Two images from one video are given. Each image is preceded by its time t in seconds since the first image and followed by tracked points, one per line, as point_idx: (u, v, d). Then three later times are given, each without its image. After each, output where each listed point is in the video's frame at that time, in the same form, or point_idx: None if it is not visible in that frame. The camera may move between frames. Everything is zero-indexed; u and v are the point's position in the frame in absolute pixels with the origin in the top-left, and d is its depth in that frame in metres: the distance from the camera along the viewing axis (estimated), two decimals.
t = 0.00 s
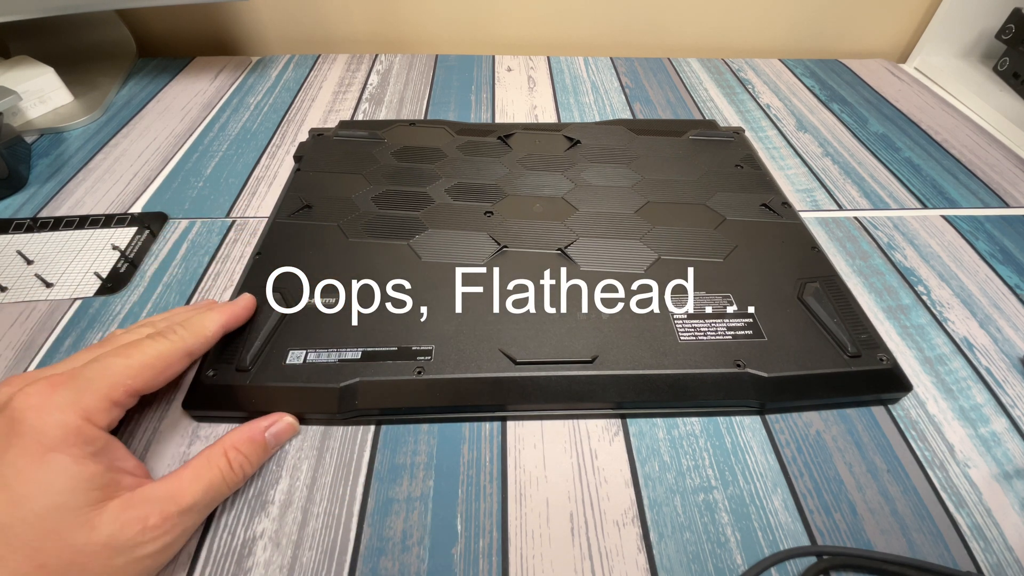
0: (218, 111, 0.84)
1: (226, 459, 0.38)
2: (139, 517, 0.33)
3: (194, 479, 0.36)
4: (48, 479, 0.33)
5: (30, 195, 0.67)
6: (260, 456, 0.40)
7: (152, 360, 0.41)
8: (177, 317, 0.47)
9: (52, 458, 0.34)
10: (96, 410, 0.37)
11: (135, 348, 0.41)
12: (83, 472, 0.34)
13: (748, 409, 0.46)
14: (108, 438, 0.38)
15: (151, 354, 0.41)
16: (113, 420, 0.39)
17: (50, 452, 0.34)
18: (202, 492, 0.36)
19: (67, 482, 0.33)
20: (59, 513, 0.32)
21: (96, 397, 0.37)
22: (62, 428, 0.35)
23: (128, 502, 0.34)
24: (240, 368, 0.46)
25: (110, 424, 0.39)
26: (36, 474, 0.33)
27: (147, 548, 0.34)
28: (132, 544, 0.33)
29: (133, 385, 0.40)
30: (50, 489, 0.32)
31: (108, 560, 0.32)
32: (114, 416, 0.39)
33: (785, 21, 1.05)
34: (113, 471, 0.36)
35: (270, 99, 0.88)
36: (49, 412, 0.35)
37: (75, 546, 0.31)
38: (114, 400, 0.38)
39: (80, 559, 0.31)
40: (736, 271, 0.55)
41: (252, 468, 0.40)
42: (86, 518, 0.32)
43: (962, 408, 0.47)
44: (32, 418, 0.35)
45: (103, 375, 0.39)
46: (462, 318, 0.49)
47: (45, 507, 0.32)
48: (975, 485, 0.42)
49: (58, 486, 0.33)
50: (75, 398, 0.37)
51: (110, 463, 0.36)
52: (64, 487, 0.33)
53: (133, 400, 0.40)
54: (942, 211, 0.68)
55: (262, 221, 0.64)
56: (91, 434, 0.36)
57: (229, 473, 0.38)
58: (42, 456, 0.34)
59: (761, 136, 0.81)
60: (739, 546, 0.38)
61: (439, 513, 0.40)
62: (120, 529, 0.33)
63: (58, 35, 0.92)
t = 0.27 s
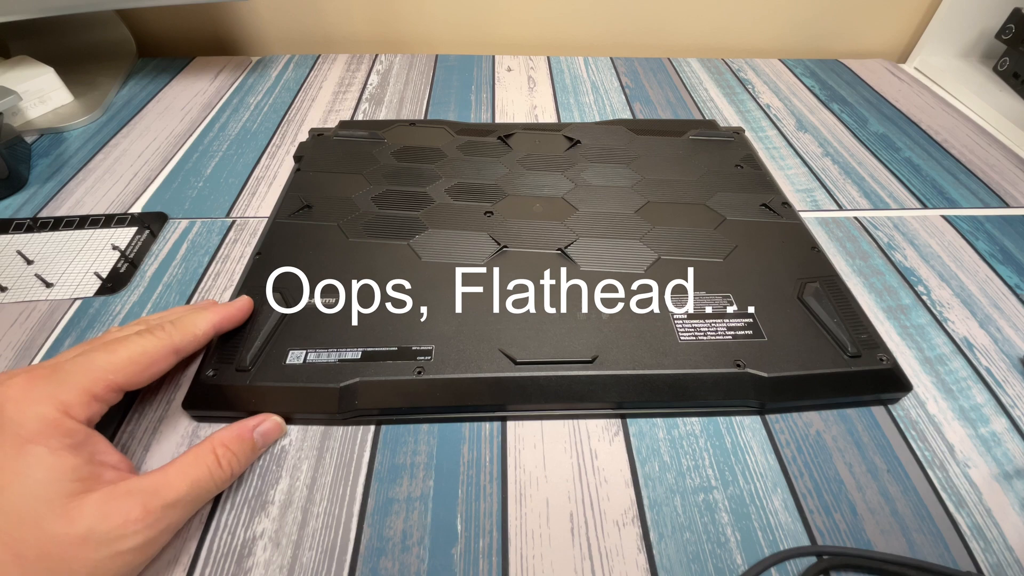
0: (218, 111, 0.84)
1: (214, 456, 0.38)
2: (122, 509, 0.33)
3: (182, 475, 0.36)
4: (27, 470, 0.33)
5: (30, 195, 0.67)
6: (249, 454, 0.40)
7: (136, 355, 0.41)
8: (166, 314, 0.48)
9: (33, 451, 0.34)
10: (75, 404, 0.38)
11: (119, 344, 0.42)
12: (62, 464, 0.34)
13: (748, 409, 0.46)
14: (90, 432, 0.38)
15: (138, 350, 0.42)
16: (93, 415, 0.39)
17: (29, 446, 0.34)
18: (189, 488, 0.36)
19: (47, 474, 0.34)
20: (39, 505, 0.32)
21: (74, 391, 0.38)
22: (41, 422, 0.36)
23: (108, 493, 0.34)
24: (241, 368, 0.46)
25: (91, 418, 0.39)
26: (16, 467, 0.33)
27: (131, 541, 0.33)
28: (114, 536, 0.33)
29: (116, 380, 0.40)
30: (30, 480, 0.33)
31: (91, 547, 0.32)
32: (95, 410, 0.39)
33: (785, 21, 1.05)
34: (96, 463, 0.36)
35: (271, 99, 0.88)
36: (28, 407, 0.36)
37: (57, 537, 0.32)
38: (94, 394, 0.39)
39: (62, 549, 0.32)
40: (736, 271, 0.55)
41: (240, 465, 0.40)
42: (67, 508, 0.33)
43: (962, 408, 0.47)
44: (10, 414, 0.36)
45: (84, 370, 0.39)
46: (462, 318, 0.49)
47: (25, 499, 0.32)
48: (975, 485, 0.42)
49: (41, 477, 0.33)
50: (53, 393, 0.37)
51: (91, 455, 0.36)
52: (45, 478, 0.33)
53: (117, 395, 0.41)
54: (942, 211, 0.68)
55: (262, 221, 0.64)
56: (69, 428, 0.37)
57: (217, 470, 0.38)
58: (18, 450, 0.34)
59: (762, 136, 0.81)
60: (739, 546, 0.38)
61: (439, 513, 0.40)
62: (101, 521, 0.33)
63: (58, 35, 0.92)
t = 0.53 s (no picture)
0: (218, 111, 0.84)
1: (213, 452, 0.38)
2: (117, 501, 0.34)
3: (179, 469, 0.36)
4: (23, 463, 0.34)
5: (30, 195, 0.67)
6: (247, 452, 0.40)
7: (130, 351, 0.42)
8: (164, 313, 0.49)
9: (29, 443, 0.35)
10: (68, 397, 0.38)
11: (114, 339, 0.42)
12: (57, 457, 0.35)
13: (748, 409, 0.46)
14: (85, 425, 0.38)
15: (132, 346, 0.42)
16: (88, 408, 0.40)
17: (25, 439, 0.35)
18: (186, 483, 0.36)
19: (42, 466, 0.34)
20: (35, 497, 0.33)
21: (67, 384, 0.38)
22: (35, 416, 0.36)
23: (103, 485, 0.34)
24: (241, 368, 0.46)
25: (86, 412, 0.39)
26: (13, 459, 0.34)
27: (126, 533, 0.34)
28: (109, 528, 0.33)
29: (110, 374, 0.41)
30: (26, 473, 0.34)
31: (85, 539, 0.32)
32: (89, 404, 0.40)
33: (785, 22, 1.05)
34: (91, 456, 0.36)
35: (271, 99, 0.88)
36: (22, 400, 0.37)
37: (52, 528, 0.32)
38: (87, 388, 0.39)
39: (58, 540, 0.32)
40: (736, 271, 0.55)
41: (237, 462, 0.40)
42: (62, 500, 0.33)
43: (962, 408, 0.47)
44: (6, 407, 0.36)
45: (78, 364, 0.39)
46: (462, 318, 0.49)
47: (21, 491, 0.33)
48: (975, 485, 0.42)
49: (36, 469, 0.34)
50: (47, 386, 0.38)
51: (86, 448, 0.37)
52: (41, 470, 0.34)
53: (111, 389, 0.41)
54: (943, 211, 0.68)
55: (262, 221, 0.63)
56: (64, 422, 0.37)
57: (215, 466, 0.38)
58: (13, 443, 0.35)
59: (762, 136, 0.81)
60: (739, 546, 0.38)
61: (439, 513, 0.40)
62: (95, 513, 0.33)
63: (58, 35, 0.92)
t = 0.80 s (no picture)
0: (218, 111, 0.84)
1: (210, 450, 0.38)
2: (112, 498, 0.34)
3: (175, 466, 0.36)
4: (19, 459, 0.34)
5: (30, 195, 0.67)
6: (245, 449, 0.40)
7: (128, 347, 0.42)
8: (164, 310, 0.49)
9: (24, 439, 0.35)
10: (63, 393, 0.38)
11: (111, 335, 0.42)
12: (53, 453, 0.35)
13: (748, 409, 0.46)
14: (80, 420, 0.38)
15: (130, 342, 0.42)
16: (83, 404, 0.40)
17: (20, 435, 0.35)
18: (182, 480, 0.36)
19: (38, 462, 0.34)
20: (31, 494, 0.33)
21: (61, 380, 0.38)
22: (30, 412, 0.36)
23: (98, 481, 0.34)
24: (241, 368, 0.46)
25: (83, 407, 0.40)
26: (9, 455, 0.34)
27: (122, 529, 0.34)
28: (104, 524, 0.33)
29: (106, 370, 0.41)
30: (21, 469, 0.34)
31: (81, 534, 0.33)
32: (85, 400, 0.40)
33: (785, 22, 1.05)
34: (86, 452, 0.37)
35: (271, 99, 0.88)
36: (16, 396, 0.37)
37: (48, 524, 0.32)
38: (82, 383, 0.39)
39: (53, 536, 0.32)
40: (736, 271, 0.55)
41: (235, 459, 0.40)
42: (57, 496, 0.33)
43: (962, 408, 0.47)
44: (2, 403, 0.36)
45: (73, 359, 0.39)
46: (462, 317, 0.49)
47: (17, 487, 0.33)
48: (975, 485, 0.42)
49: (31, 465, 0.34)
50: (41, 381, 0.38)
51: (82, 444, 0.37)
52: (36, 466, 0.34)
53: (107, 384, 0.41)
54: (942, 211, 0.68)
55: (262, 221, 0.63)
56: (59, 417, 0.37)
57: (212, 465, 0.38)
58: (10, 440, 0.35)
59: (761, 136, 0.81)
60: (739, 546, 0.38)
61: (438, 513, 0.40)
62: (90, 509, 0.33)
63: (58, 35, 0.92)
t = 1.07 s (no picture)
0: (218, 111, 0.84)
1: (211, 449, 0.38)
2: (116, 496, 0.34)
3: (178, 465, 0.36)
4: (19, 458, 0.34)
5: (30, 195, 0.67)
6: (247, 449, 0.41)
7: (128, 345, 0.42)
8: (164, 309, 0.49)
9: (25, 438, 0.35)
10: (64, 392, 0.38)
11: (112, 334, 0.42)
12: (55, 452, 0.35)
13: (748, 409, 0.46)
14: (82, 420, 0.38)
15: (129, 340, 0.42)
16: (84, 403, 0.40)
17: (21, 434, 0.35)
18: (185, 479, 0.36)
19: (39, 462, 0.34)
20: (33, 493, 0.33)
21: (63, 379, 0.38)
22: (30, 412, 0.36)
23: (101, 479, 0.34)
24: (240, 368, 0.46)
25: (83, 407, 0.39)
26: (9, 454, 0.34)
27: (126, 526, 0.34)
28: (107, 522, 0.33)
29: (106, 368, 0.41)
30: (22, 469, 0.34)
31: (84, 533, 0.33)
32: (85, 399, 0.40)
33: (785, 22, 1.05)
34: (88, 451, 0.37)
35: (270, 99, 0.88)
36: (16, 395, 0.37)
37: (50, 523, 0.32)
38: (84, 383, 0.39)
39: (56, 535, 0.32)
40: (736, 271, 0.55)
41: (236, 459, 0.40)
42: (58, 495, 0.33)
43: (962, 408, 0.47)
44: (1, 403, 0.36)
45: (75, 358, 0.39)
46: (462, 317, 0.49)
47: (17, 487, 0.33)
48: (975, 485, 0.42)
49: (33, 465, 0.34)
50: (42, 380, 0.38)
51: (83, 443, 0.37)
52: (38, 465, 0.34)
53: (108, 383, 0.41)
54: (942, 211, 0.68)
55: (262, 221, 0.63)
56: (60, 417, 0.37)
57: (213, 464, 0.38)
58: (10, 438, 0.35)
59: (761, 136, 0.81)
60: (739, 546, 0.38)
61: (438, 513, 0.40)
62: (94, 507, 0.33)
63: (58, 35, 0.92)
